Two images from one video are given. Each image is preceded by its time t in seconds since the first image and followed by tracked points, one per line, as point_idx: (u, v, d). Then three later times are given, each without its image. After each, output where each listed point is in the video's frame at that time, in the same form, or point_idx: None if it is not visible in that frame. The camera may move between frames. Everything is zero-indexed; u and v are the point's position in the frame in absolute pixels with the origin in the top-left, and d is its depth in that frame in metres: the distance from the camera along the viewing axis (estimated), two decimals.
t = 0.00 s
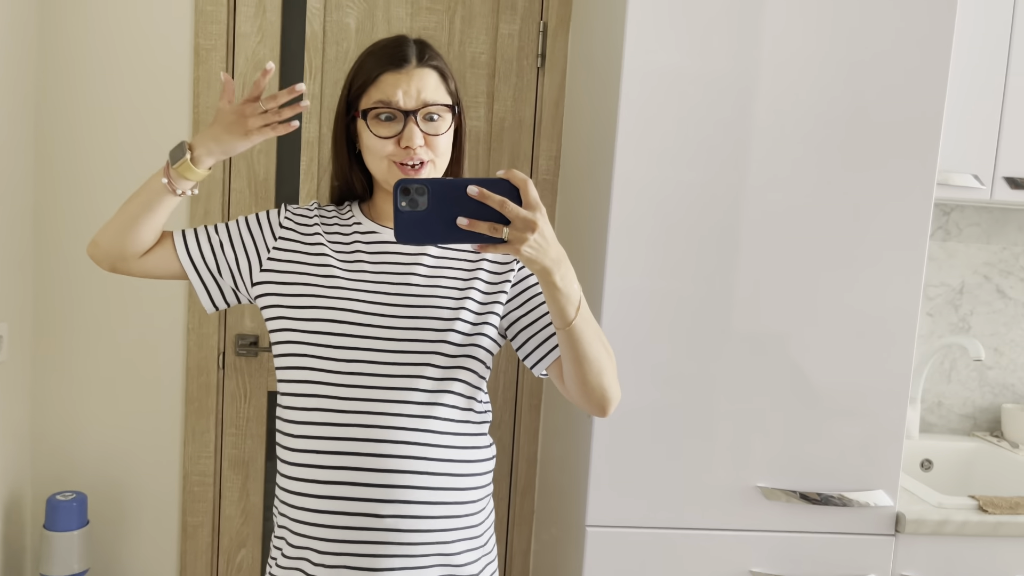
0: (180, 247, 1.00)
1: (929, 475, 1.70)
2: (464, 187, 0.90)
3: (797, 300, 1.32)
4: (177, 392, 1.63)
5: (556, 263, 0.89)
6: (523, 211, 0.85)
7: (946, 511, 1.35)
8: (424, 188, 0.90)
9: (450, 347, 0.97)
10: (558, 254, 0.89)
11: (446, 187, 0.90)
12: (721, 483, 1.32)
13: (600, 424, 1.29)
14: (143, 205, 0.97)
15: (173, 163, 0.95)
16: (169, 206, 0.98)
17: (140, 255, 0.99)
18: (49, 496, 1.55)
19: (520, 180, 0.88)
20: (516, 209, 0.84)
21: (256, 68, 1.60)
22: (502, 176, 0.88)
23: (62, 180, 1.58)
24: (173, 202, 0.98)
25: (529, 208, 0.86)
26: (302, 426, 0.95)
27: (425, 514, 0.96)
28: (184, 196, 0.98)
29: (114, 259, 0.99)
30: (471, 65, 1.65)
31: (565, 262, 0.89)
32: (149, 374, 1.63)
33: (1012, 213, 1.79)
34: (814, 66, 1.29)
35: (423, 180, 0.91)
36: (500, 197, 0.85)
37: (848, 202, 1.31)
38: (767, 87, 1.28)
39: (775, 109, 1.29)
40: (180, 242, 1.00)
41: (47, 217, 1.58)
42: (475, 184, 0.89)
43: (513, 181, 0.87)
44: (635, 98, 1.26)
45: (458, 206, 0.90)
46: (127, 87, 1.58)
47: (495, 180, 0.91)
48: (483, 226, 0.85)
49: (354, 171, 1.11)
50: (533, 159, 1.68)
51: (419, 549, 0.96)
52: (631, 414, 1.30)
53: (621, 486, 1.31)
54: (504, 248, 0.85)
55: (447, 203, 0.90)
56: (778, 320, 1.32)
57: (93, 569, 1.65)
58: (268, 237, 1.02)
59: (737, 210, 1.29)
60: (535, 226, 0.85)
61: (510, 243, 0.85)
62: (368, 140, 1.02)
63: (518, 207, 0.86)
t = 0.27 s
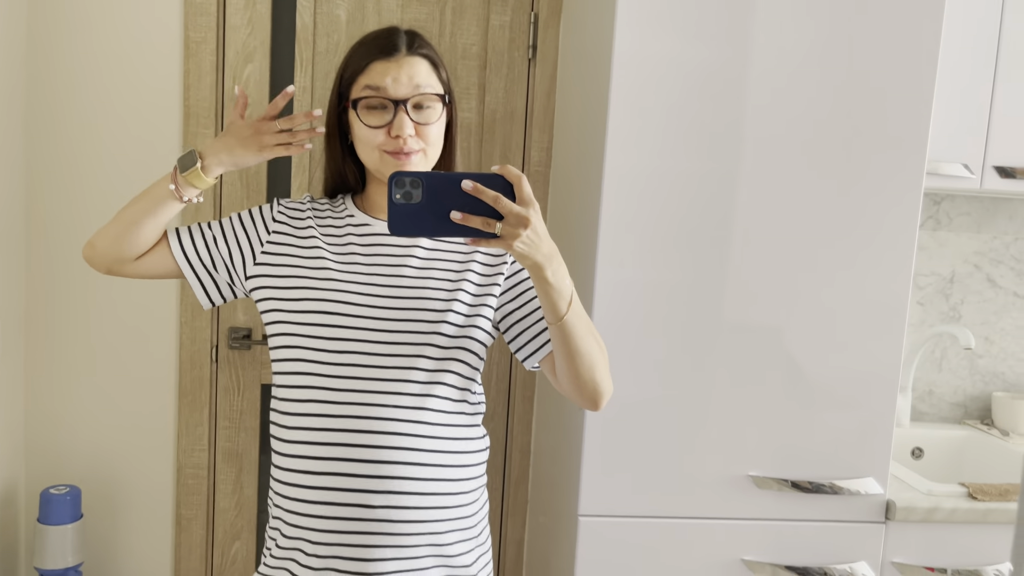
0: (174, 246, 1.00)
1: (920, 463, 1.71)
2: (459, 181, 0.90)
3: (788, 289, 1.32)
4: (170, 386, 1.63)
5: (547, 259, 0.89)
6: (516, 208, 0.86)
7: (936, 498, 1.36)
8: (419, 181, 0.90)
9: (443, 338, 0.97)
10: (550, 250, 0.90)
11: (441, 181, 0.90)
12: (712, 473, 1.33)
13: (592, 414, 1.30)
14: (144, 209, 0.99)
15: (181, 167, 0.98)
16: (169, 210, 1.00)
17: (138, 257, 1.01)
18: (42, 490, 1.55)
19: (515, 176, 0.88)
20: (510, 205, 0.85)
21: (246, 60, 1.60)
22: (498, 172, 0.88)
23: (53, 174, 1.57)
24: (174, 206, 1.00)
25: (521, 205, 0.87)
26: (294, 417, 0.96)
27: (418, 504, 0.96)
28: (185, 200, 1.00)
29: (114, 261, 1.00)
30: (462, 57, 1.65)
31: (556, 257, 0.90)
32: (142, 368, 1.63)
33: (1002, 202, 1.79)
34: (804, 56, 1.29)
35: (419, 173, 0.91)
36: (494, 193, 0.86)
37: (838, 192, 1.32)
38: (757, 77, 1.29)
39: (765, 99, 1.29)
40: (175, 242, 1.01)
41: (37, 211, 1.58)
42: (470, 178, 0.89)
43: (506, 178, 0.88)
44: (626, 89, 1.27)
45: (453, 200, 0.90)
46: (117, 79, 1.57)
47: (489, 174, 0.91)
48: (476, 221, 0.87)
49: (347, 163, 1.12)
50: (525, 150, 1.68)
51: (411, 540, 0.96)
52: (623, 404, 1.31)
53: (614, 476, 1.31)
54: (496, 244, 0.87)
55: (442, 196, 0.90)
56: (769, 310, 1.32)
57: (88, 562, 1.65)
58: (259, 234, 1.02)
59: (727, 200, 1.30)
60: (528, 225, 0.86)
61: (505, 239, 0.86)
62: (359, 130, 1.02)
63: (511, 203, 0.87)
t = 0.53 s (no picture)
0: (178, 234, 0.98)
1: (916, 454, 1.71)
2: (456, 175, 0.90)
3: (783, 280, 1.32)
4: (165, 381, 1.63)
5: (546, 251, 0.89)
6: (513, 200, 0.85)
7: (931, 488, 1.36)
8: (416, 176, 0.90)
9: (439, 330, 0.97)
10: (549, 242, 0.89)
11: (438, 175, 0.90)
12: (708, 464, 1.33)
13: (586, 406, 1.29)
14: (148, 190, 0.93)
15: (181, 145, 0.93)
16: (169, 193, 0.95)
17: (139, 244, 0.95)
18: (38, 486, 1.55)
19: (512, 169, 0.88)
20: (507, 197, 0.85)
21: (239, 54, 1.59)
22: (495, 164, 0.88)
23: (45, 169, 1.57)
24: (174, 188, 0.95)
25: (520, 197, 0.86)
26: (287, 409, 0.96)
27: (411, 498, 0.95)
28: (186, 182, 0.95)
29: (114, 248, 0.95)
30: (456, 49, 1.65)
31: (556, 250, 0.90)
32: (137, 363, 1.62)
33: (997, 192, 1.79)
34: (798, 46, 1.29)
35: (416, 168, 0.91)
36: (491, 186, 0.86)
37: (833, 182, 1.31)
38: (750, 68, 1.28)
39: (759, 90, 1.28)
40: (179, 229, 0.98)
41: (30, 207, 1.57)
42: (467, 172, 0.89)
43: (504, 169, 0.87)
44: (620, 80, 1.26)
45: (449, 194, 0.89)
46: (109, 73, 1.56)
47: (486, 168, 0.90)
48: (474, 215, 0.87)
49: (337, 161, 1.12)
50: (519, 142, 1.68)
51: (400, 532, 0.95)
52: (618, 396, 1.30)
53: (609, 468, 1.31)
54: (495, 237, 0.86)
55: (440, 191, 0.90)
56: (764, 301, 1.32)
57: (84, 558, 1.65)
58: (259, 228, 1.02)
59: (722, 191, 1.29)
60: (527, 216, 0.85)
61: (503, 232, 0.86)
62: (345, 126, 1.02)
63: (509, 196, 0.86)
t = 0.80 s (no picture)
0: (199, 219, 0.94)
1: (916, 447, 1.72)
2: (454, 172, 0.89)
3: (783, 274, 1.32)
4: (165, 379, 1.63)
5: (545, 248, 0.89)
6: (512, 197, 0.85)
7: (932, 481, 1.36)
8: (414, 173, 0.90)
9: (446, 328, 0.97)
10: (547, 239, 0.89)
11: (437, 172, 0.89)
12: (709, 458, 1.33)
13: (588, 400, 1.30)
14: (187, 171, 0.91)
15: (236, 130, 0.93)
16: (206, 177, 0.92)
17: (164, 227, 0.90)
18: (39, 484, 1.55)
19: (511, 165, 0.87)
20: (506, 195, 0.85)
21: (237, 51, 1.59)
22: (492, 162, 0.88)
23: (44, 167, 1.57)
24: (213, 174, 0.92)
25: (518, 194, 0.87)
26: (293, 408, 0.96)
27: (419, 495, 0.96)
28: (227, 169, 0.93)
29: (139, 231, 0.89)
30: (455, 45, 1.65)
31: (554, 247, 0.90)
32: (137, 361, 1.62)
33: (996, 184, 1.78)
34: (797, 40, 1.29)
35: (414, 165, 0.91)
36: (490, 182, 0.85)
37: (833, 176, 1.31)
38: (750, 62, 1.28)
39: (758, 84, 1.29)
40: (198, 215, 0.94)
41: (29, 206, 1.57)
42: (465, 169, 0.89)
43: (502, 167, 0.87)
44: (619, 74, 1.26)
45: (448, 191, 0.89)
46: (107, 72, 1.56)
47: (484, 164, 0.90)
48: (473, 212, 0.87)
49: (337, 159, 1.11)
50: (519, 138, 1.68)
51: (411, 529, 0.95)
52: (619, 390, 1.31)
53: (611, 462, 1.31)
54: (494, 234, 0.86)
55: (440, 188, 0.90)
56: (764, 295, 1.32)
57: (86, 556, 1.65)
58: (274, 224, 1.01)
59: (722, 185, 1.30)
60: (524, 213, 0.85)
61: (501, 229, 0.86)
62: (342, 121, 1.02)
63: (508, 193, 0.86)
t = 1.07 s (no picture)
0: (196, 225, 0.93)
1: (915, 444, 1.72)
2: (452, 172, 0.89)
3: (780, 273, 1.32)
4: (163, 381, 1.63)
5: (543, 249, 0.88)
6: (511, 197, 0.85)
7: (931, 477, 1.36)
8: (412, 171, 0.89)
9: (447, 332, 0.97)
10: (546, 239, 0.89)
11: (435, 172, 0.89)
12: (708, 457, 1.33)
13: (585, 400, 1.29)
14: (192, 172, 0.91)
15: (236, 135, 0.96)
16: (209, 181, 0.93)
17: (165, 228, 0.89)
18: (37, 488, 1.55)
19: (510, 165, 0.87)
20: (505, 194, 0.85)
21: (232, 52, 1.58)
22: (492, 162, 0.88)
23: (39, 170, 1.57)
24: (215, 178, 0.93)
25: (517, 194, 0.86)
26: (293, 414, 0.96)
27: (421, 499, 0.95)
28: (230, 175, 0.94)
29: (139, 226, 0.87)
30: (450, 44, 1.64)
31: (553, 247, 0.89)
32: (134, 364, 1.62)
33: (994, 180, 1.78)
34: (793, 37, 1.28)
35: (412, 164, 0.90)
36: (488, 182, 0.86)
37: (829, 173, 1.31)
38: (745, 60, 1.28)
39: (754, 81, 1.28)
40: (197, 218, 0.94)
41: (24, 209, 1.57)
42: (463, 169, 0.89)
43: (501, 165, 0.87)
44: (614, 72, 1.26)
45: (446, 190, 0.89)
46: (102, 74, 1.56)
47: (483, 164, 0.90)
48: (472, 211, 0.87)
49: (334, 155, 1.11)
50: (515, 137, 1.68)
51: (415, 535, 0.95)
52: (617, 390, 1.30)
53: (609, 462, 1.31)
54: (492, 234, 0.86)
55: (438, 187, 0.89)
56: (761, 293, 1.32)
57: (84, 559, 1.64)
58: (270, 226, 1.01)
59: (718, 184, 1.29)
60: (524, 213, 0.85)
61: (500, 229, 0.86)
62: (342, 117, 1.01)
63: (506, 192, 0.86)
